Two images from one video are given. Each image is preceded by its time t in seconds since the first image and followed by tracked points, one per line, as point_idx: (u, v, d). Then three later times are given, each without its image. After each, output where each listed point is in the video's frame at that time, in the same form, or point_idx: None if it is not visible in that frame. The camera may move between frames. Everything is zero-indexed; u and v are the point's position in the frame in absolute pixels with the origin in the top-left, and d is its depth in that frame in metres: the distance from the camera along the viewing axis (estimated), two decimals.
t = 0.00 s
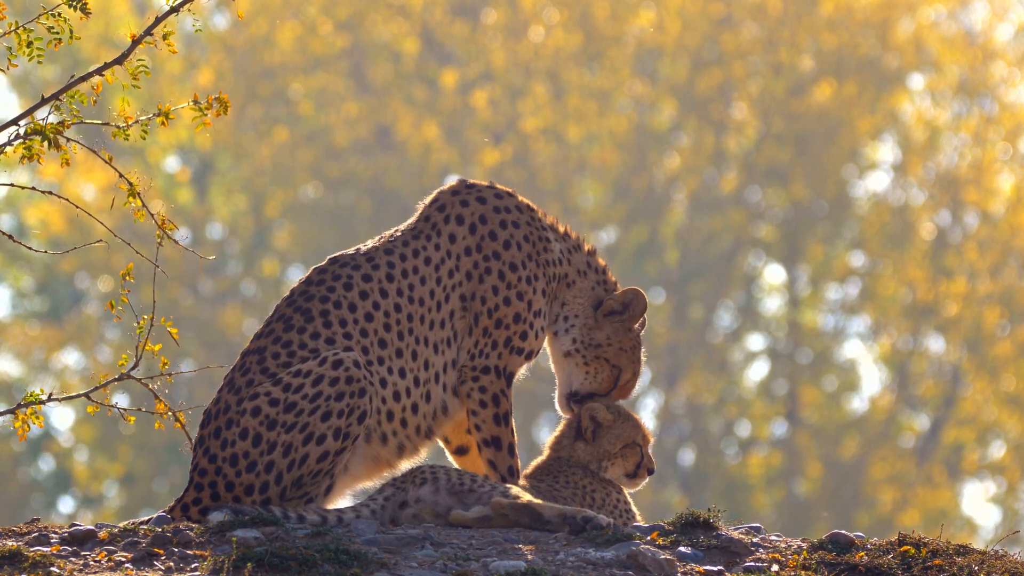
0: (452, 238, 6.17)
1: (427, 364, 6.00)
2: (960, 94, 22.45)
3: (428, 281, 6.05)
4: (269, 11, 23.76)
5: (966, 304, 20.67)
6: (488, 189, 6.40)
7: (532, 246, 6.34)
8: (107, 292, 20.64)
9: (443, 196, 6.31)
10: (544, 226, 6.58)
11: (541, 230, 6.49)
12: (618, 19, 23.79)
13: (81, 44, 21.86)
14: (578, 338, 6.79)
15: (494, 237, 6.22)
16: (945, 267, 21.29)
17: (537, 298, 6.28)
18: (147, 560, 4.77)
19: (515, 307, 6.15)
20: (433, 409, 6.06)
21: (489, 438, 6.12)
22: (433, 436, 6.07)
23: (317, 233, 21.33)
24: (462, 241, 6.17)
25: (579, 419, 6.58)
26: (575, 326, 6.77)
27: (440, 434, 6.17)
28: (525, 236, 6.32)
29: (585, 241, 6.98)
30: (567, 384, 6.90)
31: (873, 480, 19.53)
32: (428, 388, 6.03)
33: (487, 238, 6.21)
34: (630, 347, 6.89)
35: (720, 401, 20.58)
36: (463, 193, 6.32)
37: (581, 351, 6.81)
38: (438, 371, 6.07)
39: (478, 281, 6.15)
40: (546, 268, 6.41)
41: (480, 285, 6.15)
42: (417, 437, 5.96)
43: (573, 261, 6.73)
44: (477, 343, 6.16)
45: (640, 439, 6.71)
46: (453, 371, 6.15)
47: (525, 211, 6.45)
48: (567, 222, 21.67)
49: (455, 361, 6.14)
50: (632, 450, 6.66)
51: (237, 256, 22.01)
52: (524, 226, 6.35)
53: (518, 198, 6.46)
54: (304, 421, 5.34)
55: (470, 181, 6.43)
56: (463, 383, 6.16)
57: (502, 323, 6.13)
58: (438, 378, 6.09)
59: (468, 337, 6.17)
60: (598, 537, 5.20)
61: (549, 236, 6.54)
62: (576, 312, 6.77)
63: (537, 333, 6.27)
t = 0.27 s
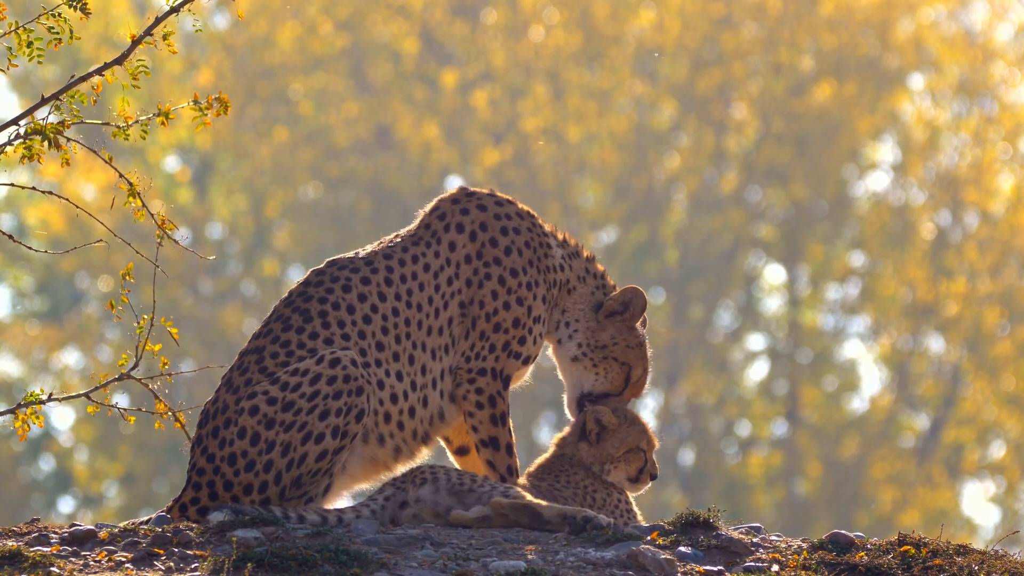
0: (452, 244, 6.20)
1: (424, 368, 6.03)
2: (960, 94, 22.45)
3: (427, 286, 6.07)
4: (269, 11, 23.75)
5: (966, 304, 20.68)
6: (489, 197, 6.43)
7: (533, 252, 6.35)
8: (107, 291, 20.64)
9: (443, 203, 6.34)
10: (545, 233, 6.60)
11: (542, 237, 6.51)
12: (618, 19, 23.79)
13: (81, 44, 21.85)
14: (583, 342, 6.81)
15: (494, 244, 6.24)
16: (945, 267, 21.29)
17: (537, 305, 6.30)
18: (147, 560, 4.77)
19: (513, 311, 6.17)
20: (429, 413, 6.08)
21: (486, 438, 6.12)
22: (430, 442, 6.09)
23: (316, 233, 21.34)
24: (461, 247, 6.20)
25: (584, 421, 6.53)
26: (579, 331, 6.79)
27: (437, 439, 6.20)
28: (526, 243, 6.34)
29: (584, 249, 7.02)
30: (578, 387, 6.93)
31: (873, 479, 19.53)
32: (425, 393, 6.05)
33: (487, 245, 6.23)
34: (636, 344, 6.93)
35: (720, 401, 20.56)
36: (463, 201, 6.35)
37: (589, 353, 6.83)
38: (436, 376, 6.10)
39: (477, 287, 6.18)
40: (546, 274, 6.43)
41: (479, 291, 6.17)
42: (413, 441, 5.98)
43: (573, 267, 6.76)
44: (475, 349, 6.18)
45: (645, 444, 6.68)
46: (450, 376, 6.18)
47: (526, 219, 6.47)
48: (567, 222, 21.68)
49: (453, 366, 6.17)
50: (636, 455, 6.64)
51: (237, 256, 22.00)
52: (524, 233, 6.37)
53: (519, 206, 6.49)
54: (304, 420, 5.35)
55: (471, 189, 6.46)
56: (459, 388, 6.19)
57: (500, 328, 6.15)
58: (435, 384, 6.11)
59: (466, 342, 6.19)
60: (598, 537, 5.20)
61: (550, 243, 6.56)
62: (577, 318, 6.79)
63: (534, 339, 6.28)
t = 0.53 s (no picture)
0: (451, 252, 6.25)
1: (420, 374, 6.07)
2: (960, 94, 22.46)
3: (425, 291, 6.11)
4: (269, 11, 23.74)
5: (967, 304, 20.71)
6: (489, 206, 6.47)
7: (533, 261, 6.40)
8: (107, 292, 20.64)
9: (444, 211, 6.39)
10: (546, 241, 6.65)
11: (544, 246, 6.56)
12: (618, 19, 23.78)
13: (81, 44, 21.84)
14: (605, 343, 6.88)
15: (494, 252, 6.29)
16: (945, 267, 21.29)
17: (536, 312, 6.33)
18: (147, 560, 4.77)
19: (510, 318, 6.21)
20: (425, 419, 6.09)
21: (483, 439, 6.14)
22: (425, 446, 6.11)
23: (316, 233, 21.36)
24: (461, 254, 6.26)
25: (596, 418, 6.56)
26: (597, 335, 6.85)
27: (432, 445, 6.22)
28: (526, 251, 6.39)
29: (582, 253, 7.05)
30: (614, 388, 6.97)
31: (873, 479, 19.53)
32: (421, 398, 6.08)
33: (487, 253, 6.28)
34: (655, 328, 6.99)
35: (720, 402, 20.54)
36: (464, 210, 6.41)
37: (614, 350, 6.89)
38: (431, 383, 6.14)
39: (476, 293, 6.22)
40: (546, 283, 6.47)
41: (478, 297, 6.21)
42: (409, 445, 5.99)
43: (575, 273, 6.79)
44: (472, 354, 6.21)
45: (655, 450, 6.63)
46: (445, 383, 6.20)
47: (527, 227, 6.52)
48: (567, 222, 21.68)
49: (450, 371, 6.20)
50: (646, 458, 6.59)
51: (237, 256, 21.98)
52: (525, 241, 6.42)
53: (520, 215, 6.54)
54: (304, 420, 5.38)
55: (472, 198, 6.51)
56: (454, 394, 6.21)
57: (497, 334, 6.19)
58: (430, 391, 6.14)
59: (463, 347, 6.22)
60: (598, 537, 5.20)
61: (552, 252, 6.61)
62: (592, 324, 6.85)
63: (531, 346, 6.31)
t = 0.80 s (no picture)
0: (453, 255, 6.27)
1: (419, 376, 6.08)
2: (960, 94, 22.47)
3: (426, 294, 6.13)
4: (269, 11, 23.75)
5: (966, 303, 20.73)
6: (491, 209, 6.48)
7: (534, 265, 6.41)
8: (107, 291, 20.64)
9: (445, 214, 6.41)
10: (548, 243, 6.66)
11: (548, 252, 6.56)
12: (618, 19, 23.78)
13: (82, 44, 21.84)
14: (614, 341, 6.88)
15: (495, 256, 6.30)
16: (945, 267, 21.29)
17: (536, 318, 6.36)
18: (147, 560, 4.77)
19: (509, 322, 6.24)
20: (423, 421, 6.10)
21: (483, 440, 6.17)
22: (424, 448, 6.13)
23: (317, 233, 21.38)
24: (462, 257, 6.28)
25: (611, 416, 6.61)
26: (605, 333, 6.86)
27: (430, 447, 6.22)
28: (528, 256, 6.40)
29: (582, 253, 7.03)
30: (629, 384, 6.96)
31: (873, 479, 19.53)
32: (420, 399, 6.09)
33: (488, 258, 6.29)
34: (660, 322, 6.96)
35: (720, 402, 20.51)
36: (467, 213, 6.42)
37: (624, 346, 6.88)
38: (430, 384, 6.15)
39: (476, 296, 6.24)
40: (547, 287, 6.47)
41: (478, 300, 6.24)
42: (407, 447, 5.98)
43: (578, 275, 6.79)
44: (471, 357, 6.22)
45: (667, 451, 6.68)
46: (441, 386, 6.22)
47: (529, 231, 6.52)
48: (567, 222, 21.69)
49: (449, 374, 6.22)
50: (658, 459, 6.64)
51: (237, 256, 21.96)
52: (528, 246, 6.43)
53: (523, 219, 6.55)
54: (306, 420, 5.42)
55: (474, 202, 6.53)
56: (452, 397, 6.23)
57: (496, 338, 6.22)
58: (428, 393, 6.16)
59: (462, 350, 6.23)
60: (598, 537, 5.19)
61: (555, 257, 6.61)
62: (598, 322, 6.85)
63: (530, 350, 6.34)
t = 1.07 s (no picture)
0: (455, 268, 6.43)
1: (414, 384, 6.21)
2: (960, 94, 22.47)
3: (426, 305, 6.28)
4: (269, 10, 23.73)
5: (967, 304, 20.76)
6: (495, 234, 6.68)
7: (533, 292, 6.56)
8: (107, 291, 20.64)
9: (449, 232, 6.59)
10: (548, 264, 6.81)
11: (548, 277, 6.73)
12: (618, 19, 23.76)
13: (82, 44, 21.84)
14: (621, 347, 6.98)
15: (495, 279, 6.46)
16: (945, 267, 21.29)
17: (530, 340, 6.49)
18: (147, 560, 4.77)
19: (503, 340, 6.38)
20: (420, 429, 6.19)
21: (482, 442, 6.32)
22: (421, 455, 6.21)
23: (317, 233, 21.42)
24: (464, 271, 6.43)
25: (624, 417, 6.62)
26: (611, 340, 6.97)
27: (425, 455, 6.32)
28: (529, 282, 6.56)
29: (585, 260, 7.13)
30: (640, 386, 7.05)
31: (873, 479, 19.53)
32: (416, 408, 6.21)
33: (488, 280, 6.45)
34: (667, 324, 7.07)
35: (720, 402, 20.39)
36: (471, 234, 6.61)
37: (631, 351, 6.99)
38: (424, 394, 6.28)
39: (476, 309, 6.38)
40: (545, 308, 6.62)
41: (477, 314, 6.38)
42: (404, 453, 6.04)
43: (579, 289, 6.89)
44: (466, 372, 6.37)
45: (676, 454, 6.74)
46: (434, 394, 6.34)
47: (531, 256, 6.71)
48: (567, 222, 21.71)
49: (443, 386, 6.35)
50: (668, 461, 6.70)
51: (237, 256, 21.93)
52: (529, 272, 6.60)
53: (525, 246, 6.75)
54: (310, 420, 5.51)
55: (479, 222, 6.71)
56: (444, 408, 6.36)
57: (491, 353, 6.36)
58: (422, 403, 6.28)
59: (458, 362, 6.37)
60: (598, 537, 5.19)
61: (556, 280, 6.78)
62: (604, 330, 6.96)
63: (523, 368, 6.48)
